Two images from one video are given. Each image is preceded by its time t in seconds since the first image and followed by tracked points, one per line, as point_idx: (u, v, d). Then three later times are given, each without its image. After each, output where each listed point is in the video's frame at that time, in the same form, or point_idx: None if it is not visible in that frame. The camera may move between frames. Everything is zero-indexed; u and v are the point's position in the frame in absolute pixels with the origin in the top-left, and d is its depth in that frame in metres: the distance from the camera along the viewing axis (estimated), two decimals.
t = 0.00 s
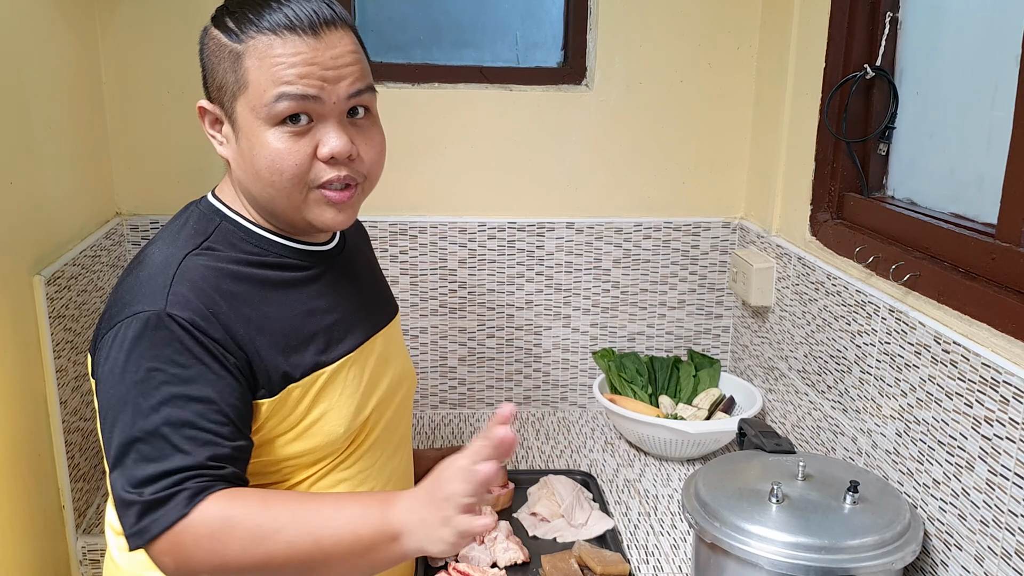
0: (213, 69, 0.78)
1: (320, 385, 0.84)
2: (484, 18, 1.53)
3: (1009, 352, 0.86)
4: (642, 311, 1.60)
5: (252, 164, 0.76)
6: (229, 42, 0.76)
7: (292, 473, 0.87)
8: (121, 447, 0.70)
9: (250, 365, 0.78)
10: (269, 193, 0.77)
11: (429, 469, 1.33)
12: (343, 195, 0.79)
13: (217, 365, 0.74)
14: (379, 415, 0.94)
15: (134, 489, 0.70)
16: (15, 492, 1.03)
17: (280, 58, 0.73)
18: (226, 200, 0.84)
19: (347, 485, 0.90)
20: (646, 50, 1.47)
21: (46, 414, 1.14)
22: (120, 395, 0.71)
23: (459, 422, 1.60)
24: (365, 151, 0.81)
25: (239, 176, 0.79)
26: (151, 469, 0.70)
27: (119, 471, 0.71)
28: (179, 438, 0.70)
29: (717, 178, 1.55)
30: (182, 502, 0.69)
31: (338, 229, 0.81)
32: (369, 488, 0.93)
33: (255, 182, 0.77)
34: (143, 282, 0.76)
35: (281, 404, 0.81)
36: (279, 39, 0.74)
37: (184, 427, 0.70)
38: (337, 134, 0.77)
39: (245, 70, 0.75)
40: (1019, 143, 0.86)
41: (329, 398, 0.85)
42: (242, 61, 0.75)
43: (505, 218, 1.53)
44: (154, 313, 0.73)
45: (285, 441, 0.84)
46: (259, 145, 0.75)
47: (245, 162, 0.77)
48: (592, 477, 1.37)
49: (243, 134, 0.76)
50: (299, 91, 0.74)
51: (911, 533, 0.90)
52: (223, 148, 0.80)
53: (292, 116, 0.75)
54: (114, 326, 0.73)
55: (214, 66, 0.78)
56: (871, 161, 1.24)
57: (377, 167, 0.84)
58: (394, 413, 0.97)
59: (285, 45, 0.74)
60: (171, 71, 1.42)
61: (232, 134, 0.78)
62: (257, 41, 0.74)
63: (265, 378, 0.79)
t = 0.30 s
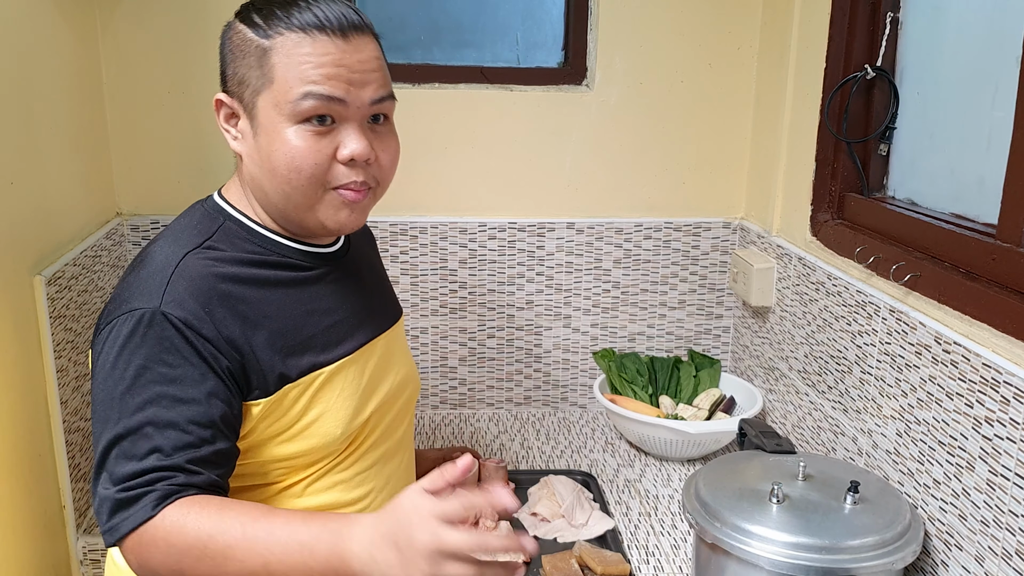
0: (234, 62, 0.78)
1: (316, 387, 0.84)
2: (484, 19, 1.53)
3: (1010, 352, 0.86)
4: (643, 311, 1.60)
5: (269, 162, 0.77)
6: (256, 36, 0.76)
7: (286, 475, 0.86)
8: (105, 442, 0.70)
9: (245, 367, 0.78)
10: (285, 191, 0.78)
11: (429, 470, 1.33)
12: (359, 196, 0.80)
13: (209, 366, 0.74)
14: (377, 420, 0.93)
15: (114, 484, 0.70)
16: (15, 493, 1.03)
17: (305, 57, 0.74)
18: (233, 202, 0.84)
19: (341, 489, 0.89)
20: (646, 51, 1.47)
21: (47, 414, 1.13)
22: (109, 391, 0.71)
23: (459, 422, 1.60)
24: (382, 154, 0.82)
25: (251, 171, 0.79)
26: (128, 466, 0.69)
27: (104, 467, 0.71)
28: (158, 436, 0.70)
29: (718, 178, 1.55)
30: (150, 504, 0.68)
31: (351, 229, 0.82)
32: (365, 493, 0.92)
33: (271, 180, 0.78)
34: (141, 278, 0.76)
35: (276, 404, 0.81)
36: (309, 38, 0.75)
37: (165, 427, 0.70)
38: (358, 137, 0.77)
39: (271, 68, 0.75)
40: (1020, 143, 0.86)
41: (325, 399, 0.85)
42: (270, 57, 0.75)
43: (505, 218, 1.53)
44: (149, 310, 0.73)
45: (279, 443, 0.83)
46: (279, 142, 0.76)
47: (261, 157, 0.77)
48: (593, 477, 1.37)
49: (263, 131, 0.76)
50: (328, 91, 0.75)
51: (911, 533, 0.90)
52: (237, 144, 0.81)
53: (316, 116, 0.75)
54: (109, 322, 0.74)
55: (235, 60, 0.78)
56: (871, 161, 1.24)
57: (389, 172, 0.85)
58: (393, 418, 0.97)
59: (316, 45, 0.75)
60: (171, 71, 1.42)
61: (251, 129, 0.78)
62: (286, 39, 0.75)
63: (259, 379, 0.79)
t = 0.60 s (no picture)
0: (297, 69, 0.75)
1: (339, 392, 0.83)
2: (484, 19, 1.53)
3: (1010, 352, 0.86)
4: (643, 311, 1.60)
5: (335, 181, 0.77)
6: (335, 50, 0.75)
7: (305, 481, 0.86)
8: (174, 468, 0.69)
9: (282, 372, 0.78)
10: (346, 209, 0.79)
11: (430, 469, 1.34)
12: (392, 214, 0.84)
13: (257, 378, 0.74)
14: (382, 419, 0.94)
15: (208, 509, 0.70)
16: (16, 493, 1.03)
17: (390, 90, 0.76)
18: (226, 203, 0.83)
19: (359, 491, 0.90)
20: (646, 51, 1.47)
21: (47, 414, 1.13)
22: (165, 417, 0.68)
23: (459, 422, 1.60)
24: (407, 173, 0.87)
25: (300, 183, 0.78)
26: (225, 488, 0.70)
27: (179, 491, 0.69)
28: (248, 455, 0.71)
29: (718, 178, 1.55)
30: (264, 525, 0.72)
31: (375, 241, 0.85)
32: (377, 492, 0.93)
33: (331, 197, 0.78)
34: (166, 298, 0.73)
35: (305, 411, 0.81)
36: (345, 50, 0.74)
37: (250, 444, 0.71)
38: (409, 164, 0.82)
39: (357, 89, 0.75)
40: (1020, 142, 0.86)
41: (350, 404, 0.85)
42: (355, 79, 0.74)
43: (505, 218, 1.53)
44: (190, 330, 0.71)
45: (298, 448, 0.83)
46: (354, 164, 0.77)
47: (326, 174, 0.77)
48: (594, 477, 1.37)
49: (336, 151, 0.76)
50: (404, 123, 0.78)
51: (912, 533, 0.90)
52: (286, 155, 0.77)
53: (390, 145, 0.78)
54: (141, 347, 0.70)
55: (301, 67, 0.75)
56: (871, 161, 1.24)
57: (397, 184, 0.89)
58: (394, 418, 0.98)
59: (401, 80, 0.77)
60: (172, 72, 1.42)
61: (314, 143, 0.76)
62: (371, 61, 0.75)
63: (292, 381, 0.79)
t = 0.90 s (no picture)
0: (334, 72, 0.77)
1: (345, 388, 0.84)
2: (485, 19, 1.53)
3: (1010, 352, 0.86)
4: (643, 311, 1.60)
5: (366, 185, 0.81)
6: (374, 57, 0.78)
7: (310, 478, 0.86)
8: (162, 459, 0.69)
9: (289, 373, 0.79)
10: (371, 212, 0.83)
11: (430, 468, 1.34)
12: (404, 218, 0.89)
13: (263, 378, 0.74)
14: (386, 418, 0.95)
15: (184, 506, 0.70)
16: (17, 492, 1.03)
17: (422, 100, 0.81)
18: (239, 200, 0.83)
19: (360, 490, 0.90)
20: (646, 51, 1.48)
21: (48, 414, 1.13)
22: (161, 407, 0.69)
23: (459, 421, 1.60)
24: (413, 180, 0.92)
25: (328, 184, 0.81)
26: (204, 488, 0.71)
27: (161, 485, 0.70)
28: (232, 457, 0.71)
29: (718, 178, 1.55)
30: (237, 531, 0.72)
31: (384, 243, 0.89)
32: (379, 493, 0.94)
33: (360, 199, 0.81)
34: (178, 289, 0.73)
35: (312, 407, 0.81)
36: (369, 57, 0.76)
37: (237, 446, 0.72)
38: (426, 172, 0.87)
39: (393, 97, 0.79)
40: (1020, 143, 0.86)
41: (354, 400, 0.85)
42: (392, 86, 0.79)
43: (506, 218, 1.53)
44: (200, 324, 0.72)
45: (303, 445, 0.83)
46: (385, 169, 0.81)
47: (357, 177, 0.80)
48: (594, 477, 1.37)
49: (369, 155, 0.80)
50: (427, 132, 0.83)
51: (911, 533, 0.91)
52: (319, 156, 0.79)
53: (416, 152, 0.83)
54: (148, 335, 0.71)
55: (339, 71, 0.77)
56: (871, 161, 1.24)
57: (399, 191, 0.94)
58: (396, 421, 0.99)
59: (430, 90, 0.83)
60: (173, 71, 1.42)
61: (347, 147, 0.79)
62: (406, 71, 0.80)
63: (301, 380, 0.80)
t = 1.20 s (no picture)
0: (313, 62, 0.77)
1: (333, 389, 0.84)
2: (485, 20, 1.53)
3: (1010, 352, 0.86)
4: (643, 311, 1.60)
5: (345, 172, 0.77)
6: (350, 42, 0.76)
7: (297, 476, 0.86)
8: (129, 442, 0.70)
9: (273, 371, 0.79)
10: (355, 201, 0.79)
11: (431, 469, 1.34)
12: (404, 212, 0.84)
13: (241, 373, 0.75)
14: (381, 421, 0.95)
15: (145, 494, 0.70)
16: (18, 491, 1.03)
17: (402, 80, 0.76)
18: (246, 197, 0.84)
19: (347, 492, 0.91)
20: (647, 51, 1.48)
21: (49, 414, 1.13)
22: (134, 391, 0.70)
23: (460, 422, 1.60)
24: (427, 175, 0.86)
25: (311, 174, 0.79)
26: (168, 478, 0.71)
27: (127, 470, 0.70)
28: (201, 448, 0.72)
29: (719, 178, 1.55)
30: (193, 525, 0.72)
31: (385, 242, 0.85)
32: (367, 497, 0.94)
33: (341, 188, 0.78)
34: (169, 277, 0.75)
35: (296, 406, 0.81)
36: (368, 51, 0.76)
37: (206, 437, 0.72)
38: (424, 160, 0.81)
39: (369, 78, 0.76)
40: (1020, 143, 0.86)
41: (343, 401, 0.85)
42: (367, 68, 0.76)
43: (506, 218, 1.54)
44: (184, 312, 0.73)
45: (289, 444, 0.83)
46: (363, 154, 0.77)
47: (336, 164, 0.77)
48: (594, 477, 1.37)
49: (345, 140, 0.77)
50: (415, 114, 0.78)
51: (912, 533, 0.91)
52: (300, 146, 0.78)
53: (402, 137, 0.78)
54: (135, 319, 0.72)
55: (317, 60, 0.77)
56: (872, 161, 1.24)
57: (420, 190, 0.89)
58: (395, 425, 0.99)
59: (417, 72, 0.78)
60: (173, 72, 1.43)
61: (324, 134, 0.77)
62: (383, 52, 0.76)
63: (287, 377, 0.80)
